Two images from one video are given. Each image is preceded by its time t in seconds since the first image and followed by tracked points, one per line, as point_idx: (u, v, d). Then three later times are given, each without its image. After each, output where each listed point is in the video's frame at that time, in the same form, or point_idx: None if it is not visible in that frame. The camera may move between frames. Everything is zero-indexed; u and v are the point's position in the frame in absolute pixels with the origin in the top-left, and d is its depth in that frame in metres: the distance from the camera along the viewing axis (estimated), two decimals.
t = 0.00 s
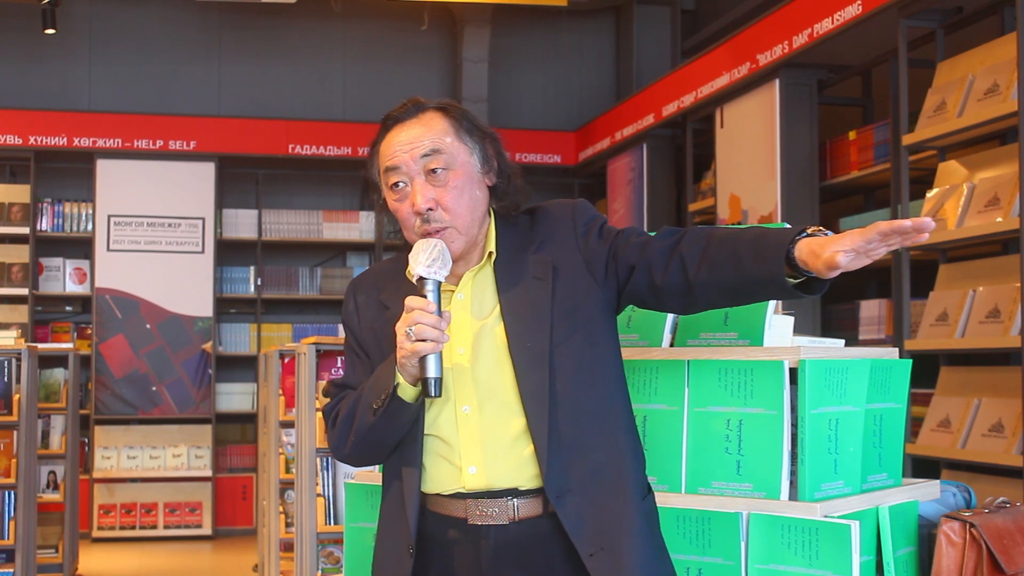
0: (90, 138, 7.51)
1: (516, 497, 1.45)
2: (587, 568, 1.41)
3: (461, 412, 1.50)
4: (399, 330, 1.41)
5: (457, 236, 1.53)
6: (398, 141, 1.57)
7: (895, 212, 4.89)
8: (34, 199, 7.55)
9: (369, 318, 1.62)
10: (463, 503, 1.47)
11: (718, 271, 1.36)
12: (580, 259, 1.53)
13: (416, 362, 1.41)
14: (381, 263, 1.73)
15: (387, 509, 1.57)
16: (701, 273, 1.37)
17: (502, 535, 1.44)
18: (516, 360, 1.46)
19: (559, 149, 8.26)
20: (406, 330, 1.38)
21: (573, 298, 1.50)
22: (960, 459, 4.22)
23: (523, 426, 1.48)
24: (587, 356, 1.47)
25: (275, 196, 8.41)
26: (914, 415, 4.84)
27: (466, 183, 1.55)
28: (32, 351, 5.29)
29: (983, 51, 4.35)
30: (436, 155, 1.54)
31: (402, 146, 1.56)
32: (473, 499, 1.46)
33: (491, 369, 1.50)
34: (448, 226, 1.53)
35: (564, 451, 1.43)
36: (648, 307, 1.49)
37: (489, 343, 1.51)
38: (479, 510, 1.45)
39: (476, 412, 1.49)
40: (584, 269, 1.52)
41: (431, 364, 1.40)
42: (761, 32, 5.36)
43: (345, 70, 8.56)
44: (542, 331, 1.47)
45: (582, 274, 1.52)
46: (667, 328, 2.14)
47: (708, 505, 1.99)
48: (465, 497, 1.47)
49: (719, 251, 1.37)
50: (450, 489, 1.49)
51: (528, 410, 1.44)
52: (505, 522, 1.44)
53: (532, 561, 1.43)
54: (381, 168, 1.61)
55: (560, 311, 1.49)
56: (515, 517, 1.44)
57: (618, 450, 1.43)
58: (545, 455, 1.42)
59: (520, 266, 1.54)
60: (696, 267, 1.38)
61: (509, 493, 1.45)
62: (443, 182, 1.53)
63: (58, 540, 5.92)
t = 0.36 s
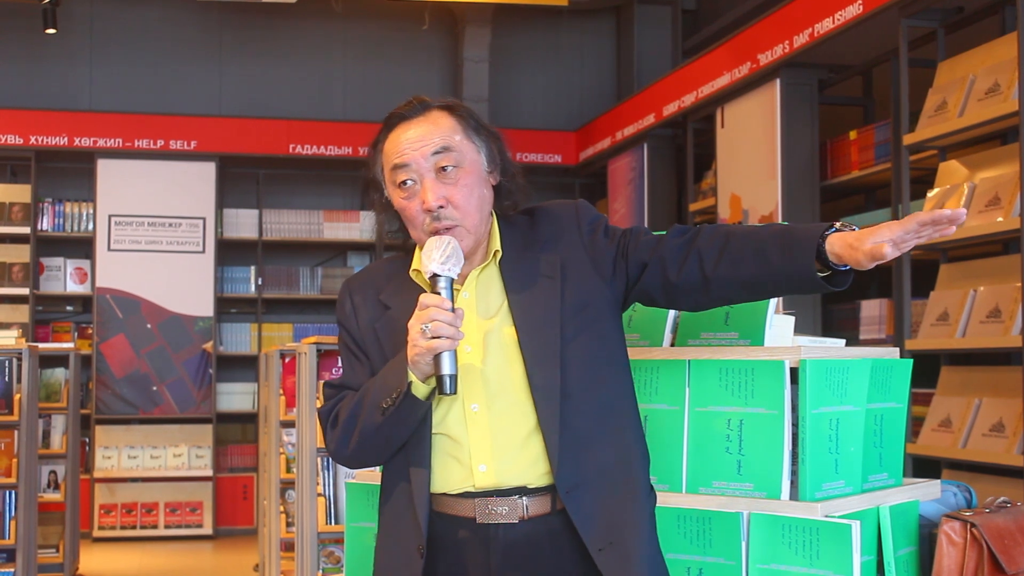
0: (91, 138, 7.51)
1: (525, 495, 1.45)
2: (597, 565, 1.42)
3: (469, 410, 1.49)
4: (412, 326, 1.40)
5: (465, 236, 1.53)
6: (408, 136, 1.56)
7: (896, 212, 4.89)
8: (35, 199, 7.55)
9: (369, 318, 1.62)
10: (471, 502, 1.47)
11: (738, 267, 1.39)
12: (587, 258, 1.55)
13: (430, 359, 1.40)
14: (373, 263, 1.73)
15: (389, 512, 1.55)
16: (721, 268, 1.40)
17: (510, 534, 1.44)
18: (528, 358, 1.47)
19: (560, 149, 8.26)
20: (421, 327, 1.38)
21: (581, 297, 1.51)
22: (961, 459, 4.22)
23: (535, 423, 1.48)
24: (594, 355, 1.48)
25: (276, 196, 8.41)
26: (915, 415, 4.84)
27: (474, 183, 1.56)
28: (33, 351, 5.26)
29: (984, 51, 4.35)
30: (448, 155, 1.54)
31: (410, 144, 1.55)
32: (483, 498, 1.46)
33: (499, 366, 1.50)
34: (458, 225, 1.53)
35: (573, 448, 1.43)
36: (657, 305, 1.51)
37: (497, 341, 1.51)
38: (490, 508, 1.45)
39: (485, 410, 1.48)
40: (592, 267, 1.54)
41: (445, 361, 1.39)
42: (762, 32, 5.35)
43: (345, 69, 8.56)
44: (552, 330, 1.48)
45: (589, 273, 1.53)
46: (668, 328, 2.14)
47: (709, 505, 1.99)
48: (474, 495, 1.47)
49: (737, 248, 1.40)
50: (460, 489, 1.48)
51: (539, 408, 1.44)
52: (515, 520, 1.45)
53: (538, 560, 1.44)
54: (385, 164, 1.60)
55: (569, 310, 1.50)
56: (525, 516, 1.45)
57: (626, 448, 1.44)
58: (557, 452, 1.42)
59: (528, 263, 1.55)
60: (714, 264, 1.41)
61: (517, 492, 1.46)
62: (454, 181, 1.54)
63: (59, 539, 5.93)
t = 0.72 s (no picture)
0: (92, 138, 7.51)
1: (537, 494, 1.46)
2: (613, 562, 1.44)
3: (482, 410, 1.50)
4: (474, 320, 1.42)
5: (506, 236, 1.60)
6: (462, 132, 1.61)
7: (896, 212, 4.89)
8: (35, 199, 7.55)
9: (371, 318, 1.61)
10: (481, 501, 1.47)
11: (745, 267, 1.43)
12: (591, 260, 1.58)
13: (486, 354, 1.42)
14: (367, 263, 1.73)
15: (400, 514, 1.52)
16: (727, 269, 1.44)
17: (521, 532, 1.44)
18: (539, 358, 1.48)
19: (560, 149, 8.26)
20: (486, 321, 1.41)
21: (588, 296, 1.54)
22: (962, 459, 4.22)
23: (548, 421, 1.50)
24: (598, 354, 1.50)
25: (277, 196, 8.41)
26: (916, 415, 4.84)
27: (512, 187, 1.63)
28: (33, 351, 5.24)
29: (986, 51, 4.35)
30: (498, 157, 1.61)
31: (462, 142, 1.60)
32: (495, 498, 1.46)
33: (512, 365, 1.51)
34: (505, 225, 1.59)
35: (583, 447, 1.45)
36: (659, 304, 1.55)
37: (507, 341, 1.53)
38: (501, 508, 1.45)
39: (498, 408, 1.50)
40: (598, 269, 1.57)
41: (500, 359, 1.43)
42: (763, 32, 5.34)
43: (345, 69, 8.56)
44: (562, 329, 1.51)
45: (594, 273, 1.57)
46: (669, 327, 2.13)
47: (710, 505, 1.99)
48: (486, 495, 1.47)
49: (743, 249, 1.45)
50: (471, 488, 1.48)
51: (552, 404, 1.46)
52: (528, 519, 1.45)
53: (543, 558, 1.44)
54: (428, 155, 1.62)
55: (577, 309, 1.53)
56: (538, 513, 1.45)
57: (637, 448, 1.47)
58: (570, 448, 1.44)
59: (534, 262, 1.58)
60: (722, 263, 1.45)
61: (529, 490, 1.46)
62: (503, 181, 1.60)
63: (59, 540, 5.93)
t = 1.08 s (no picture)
0: (92, 138, 7.51)
1: (547, 493, 1.48)
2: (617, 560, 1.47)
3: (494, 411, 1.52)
4: (498, 322, 1.44)
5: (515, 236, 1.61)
6: (482, 130, 1.61)
7: (896, 212, 4.89)
8: (35, 199, 7.55)
9: (376, 319, 1.61)
10: (491, 502, 1.48)
11: (755, 270, 1.50)
12: (595, 260, 1.61)
13: (509, 356, 1.44)
14: (369, 260, 1.73)
15: (410, 516, 1.53)
16: (737, 270, 1.50)
17: (529, 531, 1.46)
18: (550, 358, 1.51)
19: (560, 149, 8.26)
20: (511, 324, 1.43)
21: (596, 299, 1.57)
22: (962, 459, 4.22)
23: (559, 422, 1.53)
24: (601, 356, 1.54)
25: (277, 196, 8.41)
26: (916, 415, 4.84)
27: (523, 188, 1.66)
28: (33, 351, 5.24)
29: (986, 51, 4.34)
30: (513, 157, 1.63)
31: (482, 140, 1.61)
32: (504, 498, 1.48)
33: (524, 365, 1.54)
34: (517, 224, 1.60)
35: (591, 448, 1.48)
36: (661, 305, 1.60)
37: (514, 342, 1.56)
38: (511, 507, 1.47)
39: (510, 409, 1.52)
40: (604, 270, 1.60)
41: (522, 361, 1.47)
42: (764, 32, 5.34)
43: (345, 70, 8.56)
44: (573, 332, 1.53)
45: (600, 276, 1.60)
46: (669, 327, 2.13)
47: (710, 505, 1.99)
48: (496, 496, 1.49)
49: (753, 253, 1.51)
50: (481, 489, 1.50)
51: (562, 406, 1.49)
52: (538, 518, 1.47)
53: (550, 557, 1.46)
54: (446, 150, 1.62)
55: (585, 310, 1.56)
56: (548, 512, 1.47)
57: (641, 450, 1.50)
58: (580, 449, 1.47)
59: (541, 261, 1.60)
60: (731, 266, 1.51)
61: (540, 490, 1.48)
62: (517, 181, 1.62)
63: (59, 540, 5.93)
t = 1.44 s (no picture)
0: (92, 138, 7.52)
1: (556, 492, 1.49)
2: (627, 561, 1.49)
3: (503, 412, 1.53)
4: (506, 326, 1.43)
5: (521, 237, 1.61)
6: (485, 132, 1.61)
7: (896, 212, 4.89)
8: (35, 199, 7.56)
9: (383, 322, 1.61)
10: (500, 502, 1.49)
11: (763, 269, 1.50)
12: (602, 261, 1.63)
13: (519, 360, 1.44)
14: (371, 263, 1.74)
15: (417, 516, 1.53)
16: (744, 270, 1.52)
17: (538, 530, 1.48)
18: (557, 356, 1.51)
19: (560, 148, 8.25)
20: (520, 327, 1.43)
21: (602, 301, 1.58)
22: (962, 459, 4.22)
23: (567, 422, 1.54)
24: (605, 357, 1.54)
25: (277, 196, 8.41)
26: (916, 415, 4.84)
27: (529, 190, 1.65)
28: (33, 351, 5.24)
29: (986, 51, 4.34)
30: (517, 158, 1.62)
31: (485, 141, 1.60)
32: (513, 498, 1.49)
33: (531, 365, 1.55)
34: (522, 225, 1.60)
35: (597, 448, 1.48)
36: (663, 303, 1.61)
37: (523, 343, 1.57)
38: (520, 506, 1.48)
39: (518, 410, 1.52)
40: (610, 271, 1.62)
41: (530, 365, 1.46)
42: (764, 33, 5.34)
43: (345, 70, 8.56)
44: (580, 334, 1.54)
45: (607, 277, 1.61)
46: (669, 328, 2.14)
47: (710, 505, 1.99)
48: (504, 495, 1.50)
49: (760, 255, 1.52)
50: (490, 489, 1.51)
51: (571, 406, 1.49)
52: (547, 517, 1.48)
53: (558, 555, 1.47)
54: (450, 154, 1.62)
55: (593, 311, 1.57)
56: (557, 511, 1.48)
57: (646, 449, 1.51)
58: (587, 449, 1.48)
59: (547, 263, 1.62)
60: (738, 266, 1.53)
61: (549, 489, 1.49)
62: (522, 181, 1.61)
63: (59, 540, 5.93)
